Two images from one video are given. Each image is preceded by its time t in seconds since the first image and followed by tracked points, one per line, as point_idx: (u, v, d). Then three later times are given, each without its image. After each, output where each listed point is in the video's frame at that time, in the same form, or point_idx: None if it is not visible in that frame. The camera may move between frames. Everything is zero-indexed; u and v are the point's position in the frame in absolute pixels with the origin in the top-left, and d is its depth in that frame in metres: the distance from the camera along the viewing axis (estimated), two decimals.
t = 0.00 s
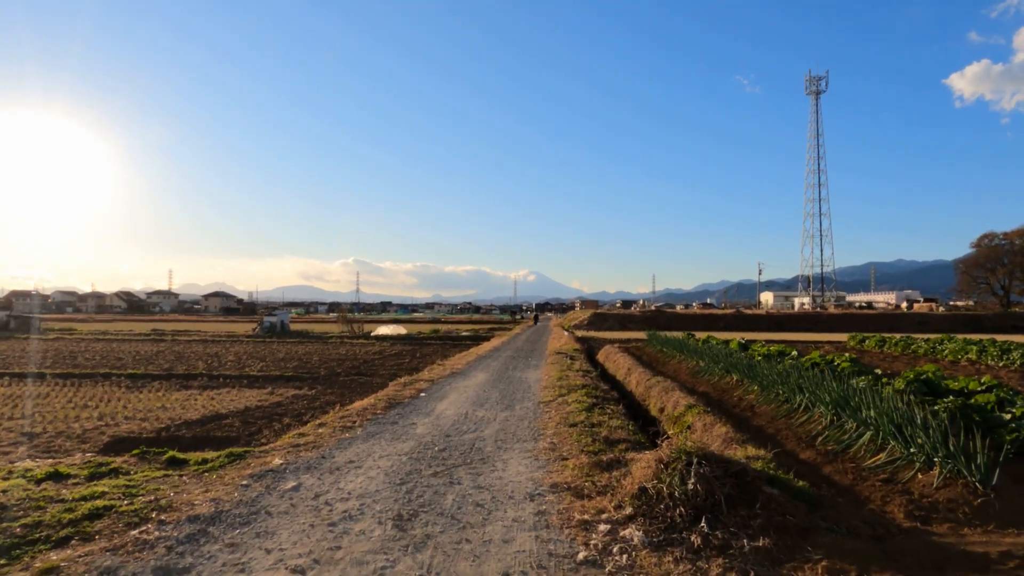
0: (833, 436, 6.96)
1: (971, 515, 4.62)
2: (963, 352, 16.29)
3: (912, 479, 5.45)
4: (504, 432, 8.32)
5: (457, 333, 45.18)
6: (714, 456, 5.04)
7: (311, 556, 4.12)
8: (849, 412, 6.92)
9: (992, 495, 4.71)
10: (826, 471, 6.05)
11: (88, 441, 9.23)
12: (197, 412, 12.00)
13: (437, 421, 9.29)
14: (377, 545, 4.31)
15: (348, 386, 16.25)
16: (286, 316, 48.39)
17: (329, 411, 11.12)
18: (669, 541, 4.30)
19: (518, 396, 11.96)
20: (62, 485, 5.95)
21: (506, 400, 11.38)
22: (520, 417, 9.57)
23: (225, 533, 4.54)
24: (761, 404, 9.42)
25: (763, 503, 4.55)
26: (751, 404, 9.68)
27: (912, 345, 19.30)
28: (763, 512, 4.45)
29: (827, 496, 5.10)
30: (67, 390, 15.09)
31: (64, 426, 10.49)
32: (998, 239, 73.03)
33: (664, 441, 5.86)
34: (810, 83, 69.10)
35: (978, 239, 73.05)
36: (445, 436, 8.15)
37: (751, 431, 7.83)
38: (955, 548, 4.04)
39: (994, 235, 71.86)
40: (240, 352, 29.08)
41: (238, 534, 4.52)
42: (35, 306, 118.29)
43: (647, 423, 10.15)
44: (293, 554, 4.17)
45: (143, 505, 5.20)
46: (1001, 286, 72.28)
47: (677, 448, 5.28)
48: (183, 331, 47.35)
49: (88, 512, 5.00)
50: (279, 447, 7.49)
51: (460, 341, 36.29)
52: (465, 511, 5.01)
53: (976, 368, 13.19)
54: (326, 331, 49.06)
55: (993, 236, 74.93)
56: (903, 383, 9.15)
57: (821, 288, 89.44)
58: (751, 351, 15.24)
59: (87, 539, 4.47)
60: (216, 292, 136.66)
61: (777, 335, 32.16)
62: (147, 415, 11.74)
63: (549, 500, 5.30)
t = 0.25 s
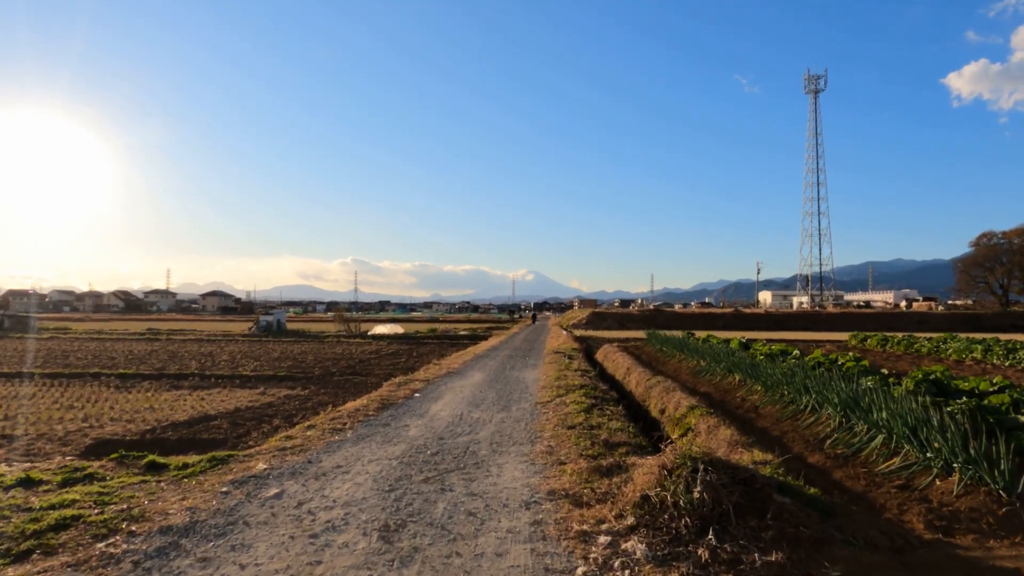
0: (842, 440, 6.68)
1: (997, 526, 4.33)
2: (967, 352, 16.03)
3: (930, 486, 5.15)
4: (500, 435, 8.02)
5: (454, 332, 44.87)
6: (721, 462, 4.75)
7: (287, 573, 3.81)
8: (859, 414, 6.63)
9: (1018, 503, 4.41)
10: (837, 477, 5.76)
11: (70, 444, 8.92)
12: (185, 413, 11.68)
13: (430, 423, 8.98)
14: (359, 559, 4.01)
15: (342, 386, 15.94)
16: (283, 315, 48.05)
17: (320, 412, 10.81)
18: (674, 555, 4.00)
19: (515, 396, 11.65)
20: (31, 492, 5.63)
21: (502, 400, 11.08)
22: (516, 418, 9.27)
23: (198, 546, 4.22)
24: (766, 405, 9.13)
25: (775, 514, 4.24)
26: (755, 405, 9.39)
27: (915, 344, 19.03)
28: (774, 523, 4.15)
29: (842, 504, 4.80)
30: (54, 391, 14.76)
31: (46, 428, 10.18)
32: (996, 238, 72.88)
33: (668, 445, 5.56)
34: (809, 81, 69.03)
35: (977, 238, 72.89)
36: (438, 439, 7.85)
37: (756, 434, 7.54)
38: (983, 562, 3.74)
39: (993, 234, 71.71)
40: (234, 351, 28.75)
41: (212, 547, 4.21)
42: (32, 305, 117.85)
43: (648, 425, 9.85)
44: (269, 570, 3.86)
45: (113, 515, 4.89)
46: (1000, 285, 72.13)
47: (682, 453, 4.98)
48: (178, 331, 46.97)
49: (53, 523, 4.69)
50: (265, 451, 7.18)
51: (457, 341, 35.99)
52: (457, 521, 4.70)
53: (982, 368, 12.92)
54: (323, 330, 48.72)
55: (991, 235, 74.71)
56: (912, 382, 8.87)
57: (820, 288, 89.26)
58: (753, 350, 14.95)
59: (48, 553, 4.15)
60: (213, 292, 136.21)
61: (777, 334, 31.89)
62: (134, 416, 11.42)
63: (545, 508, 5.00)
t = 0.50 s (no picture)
0: (854, 446, 6.38)
1: None
2: (972, 352, 15.78)
3: (951, 497, 4.88)
4: (496, 440, 7.72)
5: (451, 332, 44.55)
6: (731, 474, 4.45)
7: None
8: (872, 419, 6.36)
9: None
10: (851, 487, 5.46)
11: (51, 449, 8.60)
12: (173, 416, 11.37)
13: (425, 427, 8.68)
14: None
15: (336, 387, 15.63)
16: (279, 314, 47.70)
17: (312, 415, 10.50)
18: None
19: (512, 398, 11.37)
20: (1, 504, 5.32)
21: (499, 403, 10.79)
22: (513, 422, 8.96)
23: (170, 567, 3.92)
24: (771, 408, 8.85)
25: (790, 531, 3.96)
26: (760, 408, 9.11)
27: (918, 344, 18.79)
28: (790, 541, 3.87)
29: (859, 518, 4.51)
30: (40, 393, 14.42)
31: (29, 433, 9.86)
32: (994, 236, 72.76)
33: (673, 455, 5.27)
34: (808, 79, 68.84)
35: (975, 237, 72.75)
36: (432, 444, 7.56)
37: (763, 440, 7.24)
38: None
39: (991, 233, 71.59)
40: (228, 351, 28.40)
41: (185, 567, 3.91)
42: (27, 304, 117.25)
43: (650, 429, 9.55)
44: None
45: (83, 530, 4.58)
46: (998, 284, 71.99)
47: (689, 463, 4.69)
48: (173, 330, 46.55)
49: (18, 539, 4.38)
50: (251, 458, 6.88)
51: (455, 340, 35.69)
52: (449, 537, 4.41)
53: (990, 369, 12.67)
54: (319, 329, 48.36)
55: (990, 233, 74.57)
56: (921, 385, 8.61)
57: (818, 287, 89.09)
58: (754, 351, 14.67)
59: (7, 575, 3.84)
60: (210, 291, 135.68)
61: (776, 333, 31.63)
62: (120, 420, 11.11)
63: (544, 522, 4.71)
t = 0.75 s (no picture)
0: (872, 446, 6.11)
1: None
2: (981, 349, 15.47)
3: (981, 501, 4.57)
4: (497, 439, 7.42)
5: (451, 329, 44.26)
6: (749, 476, 4.15)
7: None
8: (891, 418, 6.05)
9: None
10: (871, 489, 5.17)
11: (35, 449, 8.29)
12: (165, 414, 11.06)
13: (422, 426, 8.36)
14: None
15: (333, 384, 15.34)
16: (277, 311, 47.41)
17: (307, 414, 10.19)
18: None
19: (513, 396, 11.06)
20: None
21: (500, 400, 10.49)
22: (515, 420, 8.65)
23: None
24: (781, 406, 8.55)
25: (815, 540, 3.66)
26: (769, 405, 8.80)
27: (925, 340, 18.50)
28: (815, 550, 3.56)
29: (886, 525, 4.21)
30: (30, 390, 14.11)
31: (14, 432, 9.55)
32: (996, 233, 72.45)
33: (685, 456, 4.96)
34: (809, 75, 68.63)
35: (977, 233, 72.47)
36: (429, 443, 7.25)
37: (775, 440, 6.95)
38: None
39: (993, 229, 71.29)
40: (225, 348, 28.10)
41: None
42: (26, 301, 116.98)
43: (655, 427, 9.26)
44: None
45: (53, 537, 4.27)
46: (1000, 281, 71.70)
47: (702, 464, 4.38)
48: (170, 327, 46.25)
49: None
50: (240, 458, 6.57)
51: (454, 337, 35.39)
52: (446, 545, 4.09)
53: (1002, 366, 12.38)
54: (317, 326, 48.05)
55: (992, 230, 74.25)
56: (937, 381, 8.31)
57: (819, 284, 88.78)
58: (760, 347, 14.36)
59: None
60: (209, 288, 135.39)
61: (779, 330, 31.34)
62: (110, 418, 10.79)
63: (548, 528, 4.41)
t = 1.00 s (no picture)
0: (891, 452, 5.81)
1: None
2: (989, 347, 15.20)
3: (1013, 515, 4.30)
4: (497, 444, 7.14)
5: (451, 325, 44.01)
6: (768, 490, 3.86)
7: None
8: (910, 423, 5.78)
9: None
10: (893, 500, 4.88)
11: (19, 452, 8.01)
12: (156, 415, 10.78)
13: (419, 429, 8.07)
14: None
15: (330, 382, 15.08)
16: (276, 307, 47.13)
17: (301, 414, 9.92)
18: None
19: (513, 396, 10.77)
20: None
21: (499, 401, 10.21)
22: (515, 423, 8.37)
23: None
24: (790, 408, 8.27)
25: (842, 562, 3.38)
26: (778, 407, 8.52)
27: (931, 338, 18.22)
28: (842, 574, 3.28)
29: (913, 542, 3.93)
30: (21, 389, 13.83)
31: None
32: (998, 229, 72.09)
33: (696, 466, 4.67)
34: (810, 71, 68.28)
35: (979, 229, 72.17)
36: (426, 448, 6.97)
37: (787, 445, 6.66)
38: None
39: (995, 225, 70.98)
40: (223, 345, 27.83)
41: None
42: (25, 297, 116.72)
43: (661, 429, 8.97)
44: None
45: (22, 555, 3.99)
46: (1001, 277, 71.38)
47: (716, 477, 4.10)
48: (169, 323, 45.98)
49: None
50: (228, 464, 6.29)
51: (454, 334, 35.13)
52: (442, 565, 3.81)
53: (1013, 364, 12.10)
54: (316, 322, 47.75)
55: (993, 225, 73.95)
56: (951, 382, 8.03)
57: (819, 280, 88.51)
58: (765, 345, 14.08)
59: None
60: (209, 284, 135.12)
61: (781, 327, 31.07)
62: (100, 419, 10.51)
63: (551, 544, 4.13)
